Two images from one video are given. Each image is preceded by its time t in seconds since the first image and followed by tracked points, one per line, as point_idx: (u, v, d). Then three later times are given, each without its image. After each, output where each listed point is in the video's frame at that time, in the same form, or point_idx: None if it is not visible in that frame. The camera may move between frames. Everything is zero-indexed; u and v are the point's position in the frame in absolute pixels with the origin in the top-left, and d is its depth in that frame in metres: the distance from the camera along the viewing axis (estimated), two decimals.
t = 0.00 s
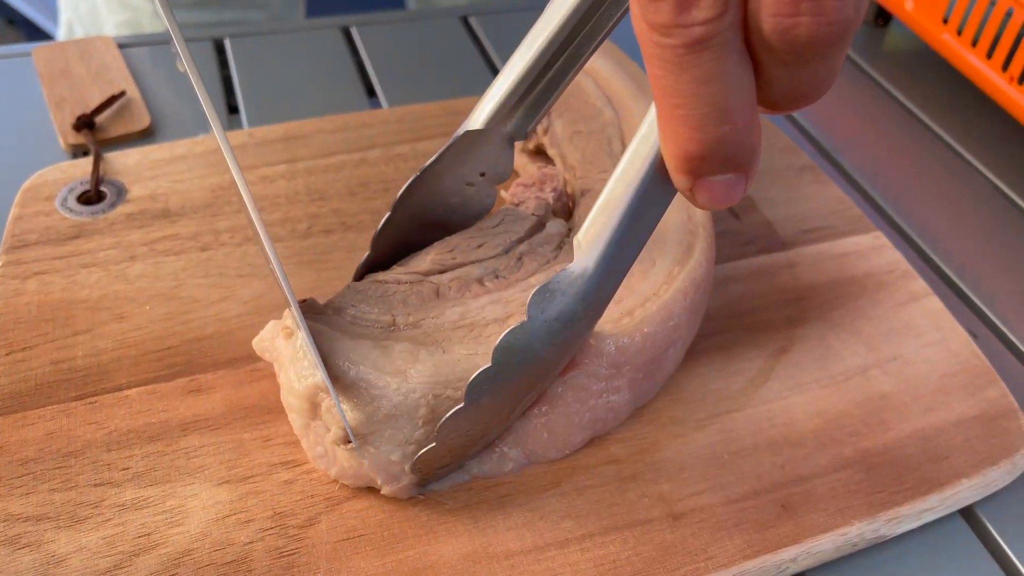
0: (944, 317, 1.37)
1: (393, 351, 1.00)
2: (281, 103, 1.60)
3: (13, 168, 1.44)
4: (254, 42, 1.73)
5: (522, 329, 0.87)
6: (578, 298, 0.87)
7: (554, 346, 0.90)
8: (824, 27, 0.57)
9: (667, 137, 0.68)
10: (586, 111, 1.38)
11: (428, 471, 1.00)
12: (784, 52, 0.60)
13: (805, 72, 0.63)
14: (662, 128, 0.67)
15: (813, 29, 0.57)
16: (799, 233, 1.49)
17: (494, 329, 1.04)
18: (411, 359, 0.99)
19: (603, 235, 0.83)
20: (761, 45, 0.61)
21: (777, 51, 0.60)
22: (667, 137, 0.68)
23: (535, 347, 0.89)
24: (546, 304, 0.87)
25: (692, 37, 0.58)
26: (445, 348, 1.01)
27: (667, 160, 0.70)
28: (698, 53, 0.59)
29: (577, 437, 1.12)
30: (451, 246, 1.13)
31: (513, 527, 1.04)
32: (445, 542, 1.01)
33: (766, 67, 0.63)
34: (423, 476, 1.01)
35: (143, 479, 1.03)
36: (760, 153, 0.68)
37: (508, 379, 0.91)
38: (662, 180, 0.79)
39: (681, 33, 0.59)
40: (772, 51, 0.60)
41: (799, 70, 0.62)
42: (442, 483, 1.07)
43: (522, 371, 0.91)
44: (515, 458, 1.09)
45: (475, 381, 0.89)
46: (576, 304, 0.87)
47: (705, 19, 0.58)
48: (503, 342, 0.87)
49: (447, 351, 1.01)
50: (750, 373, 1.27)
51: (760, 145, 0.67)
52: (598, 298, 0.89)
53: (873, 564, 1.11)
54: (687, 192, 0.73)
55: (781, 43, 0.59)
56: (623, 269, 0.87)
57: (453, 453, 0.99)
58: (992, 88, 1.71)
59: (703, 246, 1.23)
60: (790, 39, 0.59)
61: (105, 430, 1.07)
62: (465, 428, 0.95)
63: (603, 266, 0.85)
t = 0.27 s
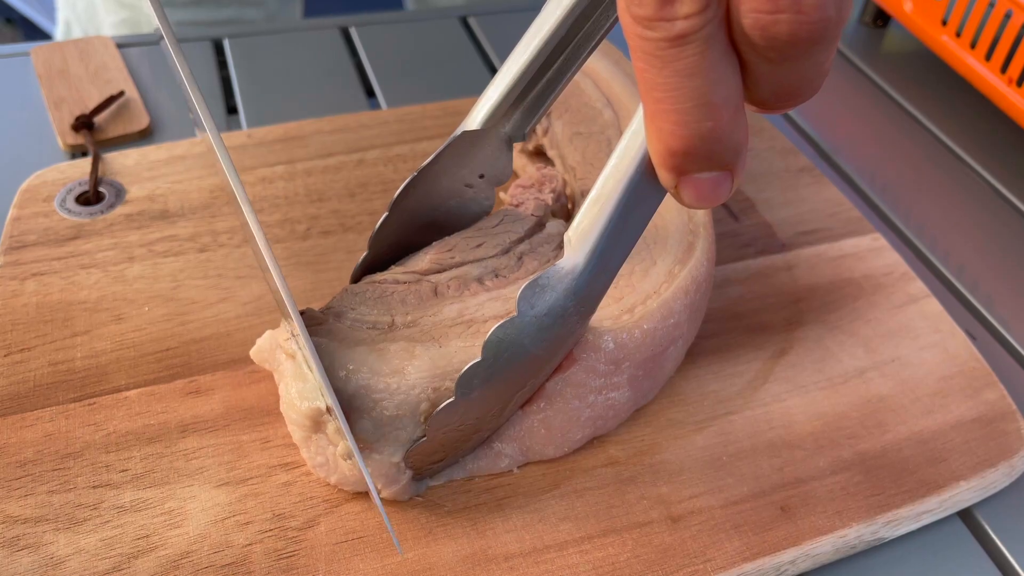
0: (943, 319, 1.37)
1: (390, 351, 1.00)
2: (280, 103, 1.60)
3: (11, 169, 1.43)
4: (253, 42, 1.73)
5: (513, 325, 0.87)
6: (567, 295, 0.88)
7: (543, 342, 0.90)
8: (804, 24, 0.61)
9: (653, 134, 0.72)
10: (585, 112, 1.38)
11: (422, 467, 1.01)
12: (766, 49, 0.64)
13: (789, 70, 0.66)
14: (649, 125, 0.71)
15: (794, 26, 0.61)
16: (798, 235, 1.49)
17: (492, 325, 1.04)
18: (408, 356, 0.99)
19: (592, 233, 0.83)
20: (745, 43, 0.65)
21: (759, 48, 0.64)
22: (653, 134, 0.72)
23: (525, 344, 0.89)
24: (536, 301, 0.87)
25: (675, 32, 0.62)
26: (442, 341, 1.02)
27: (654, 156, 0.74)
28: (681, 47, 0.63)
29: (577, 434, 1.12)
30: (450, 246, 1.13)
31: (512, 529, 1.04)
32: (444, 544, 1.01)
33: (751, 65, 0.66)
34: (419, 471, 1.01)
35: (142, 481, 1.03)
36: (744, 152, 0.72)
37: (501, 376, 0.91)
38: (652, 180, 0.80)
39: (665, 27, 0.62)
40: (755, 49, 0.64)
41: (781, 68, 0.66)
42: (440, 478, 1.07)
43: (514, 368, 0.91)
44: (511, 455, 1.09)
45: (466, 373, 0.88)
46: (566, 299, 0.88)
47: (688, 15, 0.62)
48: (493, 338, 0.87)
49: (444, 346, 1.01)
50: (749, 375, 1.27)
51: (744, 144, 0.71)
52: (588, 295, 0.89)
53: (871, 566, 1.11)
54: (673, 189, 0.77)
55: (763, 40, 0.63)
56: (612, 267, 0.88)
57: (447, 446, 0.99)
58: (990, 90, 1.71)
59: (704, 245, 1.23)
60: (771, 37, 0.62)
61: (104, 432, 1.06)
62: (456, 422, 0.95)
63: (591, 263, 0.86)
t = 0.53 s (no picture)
0: (946, 315, 1.36)
1: (393, 338, 1.01)
2: (281, 97, 1.59)
3: (11, 163, 1.43)
4: (253, 35, 1.72)
5: (513, 315, 0.87)
6: (568, 286, 0.87)
7: (545, 332, 0.90)
8: (804, 11, 0.61)
9: (651, 123, 0.72)
10: (587, 106, 1.37)
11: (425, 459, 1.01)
12: (765, 36, 0.64)
13: (789, 57, 0.67)
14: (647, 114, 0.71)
15: (794, 14, 0.61)
16: (800, 230, 1.48)
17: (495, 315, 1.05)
18: (412, 344, 1.00)
19: (593, 223, 0.83)
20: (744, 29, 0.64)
21: (758, 35, 0.64)
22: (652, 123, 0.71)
23: (525, 334, 0.89)
24: (536, 291, 0.86)
25: (674, 19, 0.62)
26: (445, 331, 1.03)
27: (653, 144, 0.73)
28: (680, 35, 0.63)
29: (578, 427, 1.12)
30: (451, 238, 1.13)
31: (514, 524, 1.03)
32: (446, 539, 1.01)
33: (750, 52, 0.67)
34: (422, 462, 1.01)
35: (142, 475, 1.02)
36: (742, 141, 0.72)
37: (501, 368, 0.91)
38: (653, 169, 0.80)
39: (664, 14, 0.62)
40: (755, 35, 0.64)
41: (781, 55, 0.66)
42: (442, 471, 1.07)
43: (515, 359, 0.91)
44: (511, 447, 1.08)
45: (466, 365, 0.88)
46: (567, 289, 0.87)
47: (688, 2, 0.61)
48: (493, 329, 0.86)
49: (447, 335, 1.02)
50: (752, 371, 1.26)
51: (742, 133, 0.71)
52: (589, 286, 0.89)
53: (874, 563, 1.11)
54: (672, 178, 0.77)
55: (761, 26, 0.63)
56: (613, 257, 0.87)
57: (449, 438, 0.99)
58: (993, 85, 1.71)
59: (707, 238, 1.22)
60: (770, 23, 0.62)
61: (103, 426, 1.06)
62: (461, 413, 0.94)
63: (592, 254, 0.85)
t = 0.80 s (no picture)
0: (953, 305, 1.36)
1: (399, 324, 1.00)
2: (285, 87, 1.59)
3: (15, 151, 1.42)
4: (257, 25, 1.72)
5: (530, 301, 0.87)
6: (585, 272, 0.88)
7: (560, 318, 0.91)
8: None
9: (676, 109, 0.72)
10: (594, 95, 1.37)
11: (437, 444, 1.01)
12: (793, 22, 0.64)
13: (814, 42, 0.67)
14: (672, 101, 0.71)
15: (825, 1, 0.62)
16: (806, 220, 1.48)
17: (501, 302, 1.05)
18: (418, 331, 0.99)
19: (609, 208, 0.83)
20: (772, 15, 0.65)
21: (787, 22, 0.64)
22: (676, 109, 0.72)
23: (541, 320, 0.89)
24: (553, 277, 0.87)
25: (703, 8, 0.62)
26: (451, 319, 1.02)
27: (675, 130, 0.74)
28: (710, 24, 0.63)
29: (584, 412, 1.12)
30: (458, 224, 1.13)
31: (521, 511, 1.03)
32: (453, 526, 1.00)
33: (776, 38, 0.67)
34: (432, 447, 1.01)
35: (149, 461, 1.02)
36: (765, 126, 0.73)
37: (516, 352, 0.91)
38: (668, 155, 0.80)
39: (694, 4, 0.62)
40: (783, 22, 0.65)
41: (807, 41, 0.67)
42: (449, 457, 1.06)
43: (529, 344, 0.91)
44: (519, 432, 1.08)
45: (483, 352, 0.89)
46: (583, 275, 0.88)
47: None
48: (510, 314, 0.87)
49: (454, 324, 1.01)
50: (758, 360, 1.26)
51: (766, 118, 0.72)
52: (603, 272, 0.89)
53: (881, 551, 1.11)
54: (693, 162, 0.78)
55: (792, 13, 0.63)
56: (628, 243, 0.88)
57: (459, 424, 0.99)
58: (1000, 77, 1.70)
59: (714, 226, 1.22)
60: (800, 9, 0.63)
61: (109, 413, 1.06)
62: (472, 400, 0.95)
63: (609, 239, 0.86)
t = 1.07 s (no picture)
0: (961, 288, 1.36)
1: (413, 300, 1.00)
2: (291, 71, 1.58)
3: (21, 133, 1.42)
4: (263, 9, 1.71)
5: (541, 279, 0.87)
6: (597, 248, 0.88)
7: (571, 294, 0.91)
8: None
9: (691, 82, 0.71)
10: (602, 77, 1.36)
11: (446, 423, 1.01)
12: None
13: (827, 15, 0.68)
14: (688, 73, 0.71)
15: None
16: (814, 203, 1.48)
17: (512, 280, 1.04)
18: (433, 307, 0.98)
19: (622, 185, 0.83)
20: None
21: None
22: (691, 83, 0.71)
23: (552, 297, 0.90)
24: (565, 254, 0.87)
25: None
26: (464, 295, 1.01)
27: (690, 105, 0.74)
28: None
29: (595, 391, 1.12)
30: (469, 202, 1.14)
31: (531, 489, 1.03)
32: (463, 503, 1.00)
33: (792, 10, 0.67)
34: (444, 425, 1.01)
35: (158, 439, 1.02)
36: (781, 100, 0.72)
37: (528, 329, 0.92)
38: (684, 132, 0.80)
39: None
40: None
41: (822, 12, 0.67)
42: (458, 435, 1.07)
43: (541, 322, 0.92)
44: (529, 411, 1.09)
45: (494, 329, 0.88)
46: (595, 252, 0.88)
47: None
48: (523, 291, 0.87)
49: (467, 300, 1.01)
50: (767, 341, 1.26)
51: (779, 93, 0.72)
52: (615, 249, 0.90)
53: (891, 531, 1.11)
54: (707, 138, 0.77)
55: None
56: (639, 220, 0.88)
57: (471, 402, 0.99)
58: (1007, 62, 1.70)
59: (726, 206, 1.22)
60: None
61: (119, 391, 1.05)
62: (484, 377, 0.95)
63: (621, 216, 0.86)
